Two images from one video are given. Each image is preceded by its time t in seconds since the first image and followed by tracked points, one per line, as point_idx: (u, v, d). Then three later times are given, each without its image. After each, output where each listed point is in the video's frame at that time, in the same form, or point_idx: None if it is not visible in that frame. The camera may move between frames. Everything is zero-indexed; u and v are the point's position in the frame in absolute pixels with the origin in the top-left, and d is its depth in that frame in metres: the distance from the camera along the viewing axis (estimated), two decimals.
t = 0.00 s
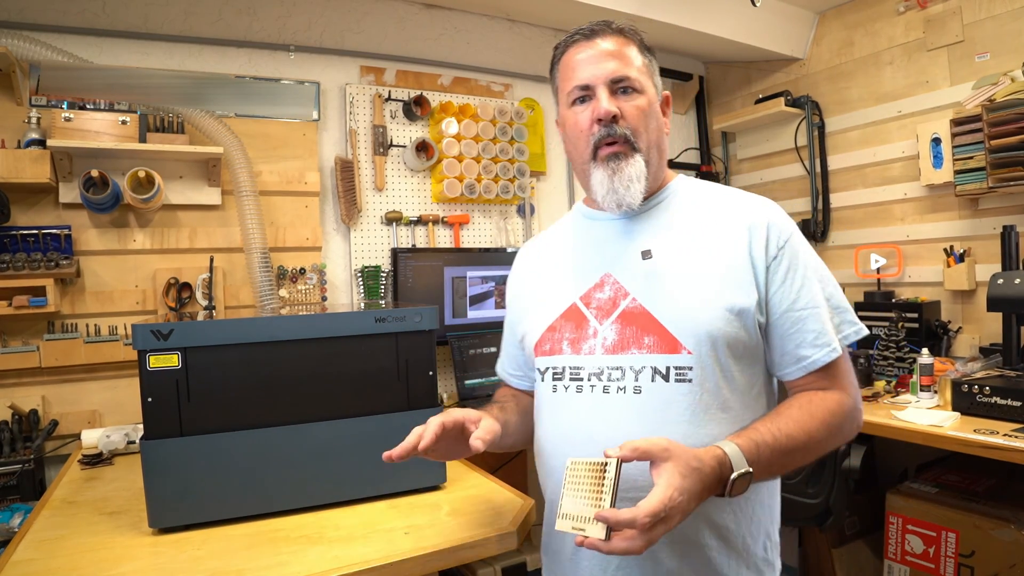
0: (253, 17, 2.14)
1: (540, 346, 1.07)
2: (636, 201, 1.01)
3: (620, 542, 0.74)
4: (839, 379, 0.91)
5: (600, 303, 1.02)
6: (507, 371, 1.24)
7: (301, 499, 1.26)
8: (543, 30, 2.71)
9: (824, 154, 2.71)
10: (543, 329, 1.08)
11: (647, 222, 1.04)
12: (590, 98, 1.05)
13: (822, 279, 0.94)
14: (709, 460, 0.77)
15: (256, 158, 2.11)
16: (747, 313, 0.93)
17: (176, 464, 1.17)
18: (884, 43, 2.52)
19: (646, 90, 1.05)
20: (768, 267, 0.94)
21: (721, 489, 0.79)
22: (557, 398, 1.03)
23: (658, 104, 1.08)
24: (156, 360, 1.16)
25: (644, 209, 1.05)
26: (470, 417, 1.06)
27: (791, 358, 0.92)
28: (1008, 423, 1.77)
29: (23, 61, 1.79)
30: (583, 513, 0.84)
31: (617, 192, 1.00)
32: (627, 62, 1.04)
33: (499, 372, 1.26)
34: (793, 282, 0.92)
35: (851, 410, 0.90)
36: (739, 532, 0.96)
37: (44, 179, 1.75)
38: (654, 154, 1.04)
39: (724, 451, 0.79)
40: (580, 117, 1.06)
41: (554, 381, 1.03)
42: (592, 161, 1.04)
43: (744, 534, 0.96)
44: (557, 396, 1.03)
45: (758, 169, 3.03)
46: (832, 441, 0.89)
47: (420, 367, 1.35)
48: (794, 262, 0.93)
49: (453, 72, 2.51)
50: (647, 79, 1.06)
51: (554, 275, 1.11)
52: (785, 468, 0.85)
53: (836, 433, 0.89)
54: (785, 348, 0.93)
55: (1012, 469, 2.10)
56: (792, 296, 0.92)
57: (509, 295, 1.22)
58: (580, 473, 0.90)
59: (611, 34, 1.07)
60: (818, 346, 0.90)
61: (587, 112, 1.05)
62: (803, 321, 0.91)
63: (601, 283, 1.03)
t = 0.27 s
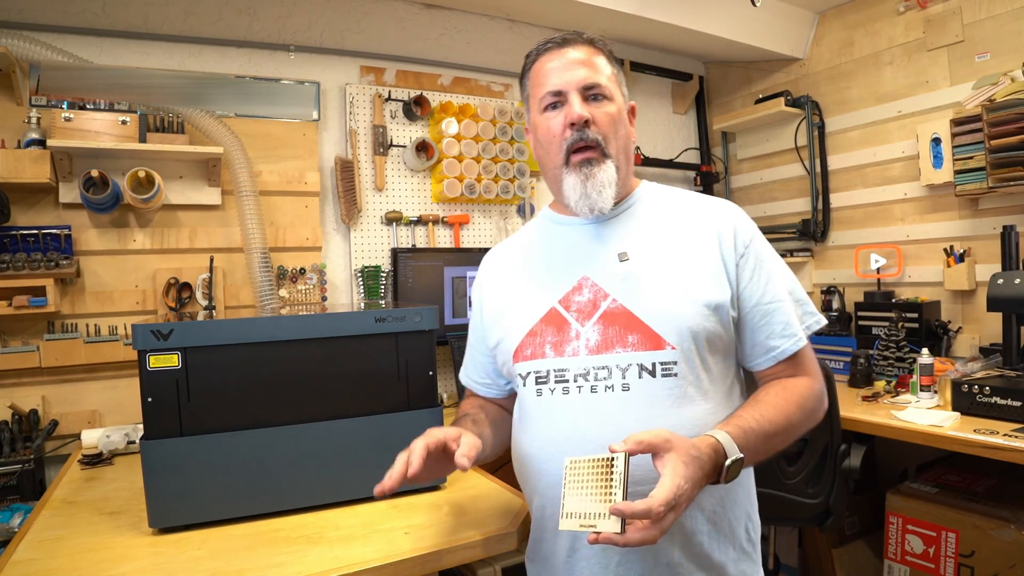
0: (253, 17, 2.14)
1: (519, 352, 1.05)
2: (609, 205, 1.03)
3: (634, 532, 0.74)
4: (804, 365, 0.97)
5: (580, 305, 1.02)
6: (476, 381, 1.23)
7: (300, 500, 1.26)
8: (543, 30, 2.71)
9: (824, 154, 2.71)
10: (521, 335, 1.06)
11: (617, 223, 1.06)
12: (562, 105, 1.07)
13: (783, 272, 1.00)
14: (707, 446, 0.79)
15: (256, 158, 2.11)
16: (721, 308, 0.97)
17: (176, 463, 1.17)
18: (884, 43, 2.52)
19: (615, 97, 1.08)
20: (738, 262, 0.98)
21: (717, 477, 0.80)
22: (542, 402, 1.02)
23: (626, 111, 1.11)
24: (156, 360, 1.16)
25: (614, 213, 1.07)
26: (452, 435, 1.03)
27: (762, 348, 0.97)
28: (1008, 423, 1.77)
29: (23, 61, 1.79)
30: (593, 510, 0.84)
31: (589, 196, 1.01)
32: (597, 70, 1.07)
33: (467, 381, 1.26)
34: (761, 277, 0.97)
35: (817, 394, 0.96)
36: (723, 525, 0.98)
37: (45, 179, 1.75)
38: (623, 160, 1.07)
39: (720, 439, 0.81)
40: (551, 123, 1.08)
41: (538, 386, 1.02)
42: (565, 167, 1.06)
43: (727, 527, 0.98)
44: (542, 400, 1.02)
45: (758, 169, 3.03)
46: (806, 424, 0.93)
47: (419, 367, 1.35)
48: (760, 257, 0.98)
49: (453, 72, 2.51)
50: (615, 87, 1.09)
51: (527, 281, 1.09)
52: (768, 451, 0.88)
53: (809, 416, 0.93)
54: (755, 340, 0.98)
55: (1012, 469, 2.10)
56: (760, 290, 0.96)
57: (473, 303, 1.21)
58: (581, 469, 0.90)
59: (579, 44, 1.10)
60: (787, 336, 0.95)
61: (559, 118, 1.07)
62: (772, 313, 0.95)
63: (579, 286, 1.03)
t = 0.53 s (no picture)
0: (253, 17, 2.14)
1: (503, 355, 1.06)
2: (584, 211, 1.03)
3: (606, 532, 0.76)
4: (786, 357, 0.95)
5: (560, 308, 1.02)
6: (465, 387, 1.23)
7: (299, 500, 1.26)
8: (543, 30, 2.71)
9: (824, 154, 2.71)
10: (505, 340, 1.06)
11: (595, 225, 1.06)
12: (535, 115, 1.08)
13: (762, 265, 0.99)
14: (680, 446, 0.78)
15: (256, 158, 2.11)
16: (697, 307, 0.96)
17: (176, 463, 1.17)
18: (884, 43, 2.52)
19: (588, 106, 1.08)
20: (714, 259, 0.98)
21: (694, 474, 0.79)
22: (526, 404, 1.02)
23: (600, 119, 1.11)
24: (156, 360, 1.16)
25: (592, 215, 1.07)
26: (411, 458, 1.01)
27: (742, 343, 0.96)
28: (1008, 423, 1.77)
29: (23, 61, 1.79)
30: (568, 512, 0.83)
31: (563, 204, 1.02)
32: (569, 79, 1.07)
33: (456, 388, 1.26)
34: (738, 272, 0.96)
35: (800, 387, 0.94)
36: (709, 520, 0.97)
37: (45, 179, 1.75)
38: (598, 166, 1.07)
39: (695, 438, 0.80)
40: (525, 133, 1.08)
41: (522, 388, 1.02)
42: (541, 176, 1.06)
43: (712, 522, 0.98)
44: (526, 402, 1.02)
45: (758, 169, 3.03)
46: (787, 417, 0.91)
47: (419, 367, 1.35)
48: (735, 252, 0.97)
49: (452, 72, 2.51)
50: (589, 95, 1.09)
51: (510, 285, 1.10)
52: (748, 447, 0.86)
53: (791, 409, 0.91)
54: (735, 335, 0.97)
55: (1012, 469, 2.10)
56: (736, 286, 0.95)
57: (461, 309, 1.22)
58: (559, 472, 0.90)
59: (551, 54, 1.10)
60: (766, 329, 0.93)
61: (533, 128, 1.07)
62: (750, 308, 0.94)
63: (559, 289, 1.03)
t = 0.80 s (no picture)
0: (252, 17, 2.14)
1: (490, 353, 1.10)
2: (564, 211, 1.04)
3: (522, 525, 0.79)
4: (767, 365, 0.88)
5: (537, 310, 1.04)
6: (476, 379, 1.27)
7: (299, 499, 1.26)
8: (543, 30, 2.72)
9: (823, 153, 2.71)
10: (493, 338, 1.10)
11: (576, 227, 1.08)
12: (518, 120, 1.09)
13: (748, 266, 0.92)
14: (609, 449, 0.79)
15: (256, 158, 2.11)
16: (669, 310, 0.94)
17: (176, 463, 1.17)
18: (883, 43, 2.52)
19: (571, 107, 1.07)
20: (689, 263, 0.94)
21: (627, 479, 0.80)
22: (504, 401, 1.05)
23: (586, 119, 1.10)
24: (156, 360, 1.16)
25: (575, 217, 1.09)
26: (346, 381, 1.14)
27: (717, 349, 0.91)
28: (1008, 423, 1.77)
29: (23, 60, 1.79)
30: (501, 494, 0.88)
31: (543, 204, 1.04)
32: (550, 83, 1.07)
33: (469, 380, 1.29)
34: (713, 276, 0.92)
35: (783, 399, 0.87)
36: (688, 530, 0.95)
37: (44, 178, 1.75)
38: (581, 166, 1.07)
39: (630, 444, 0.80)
40: (509, 138, 1.09)
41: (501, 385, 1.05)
42: (522, 179, 1.08)
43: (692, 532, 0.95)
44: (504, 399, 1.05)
45: (757, 169, 3.03)
46: (761, 429, 0.86)
47: (419, 367, 1.35)
48: (712, 255, 0.92)
49: (452, 72, 2.51)
50: (573, 97, 1.09)
51: (501, 285, 1.14)
52: (705, 460, 0.84)
53: (766, 421, 0.86)
54: (711, 340, 0.92)
55: (1012, 469, 2.10)
56: (711, 290, 0.91)
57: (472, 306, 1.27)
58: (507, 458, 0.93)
59: (536, 58, 1.10)
60: (741, 336, 0.88)
61: (514, 133, 1.08)
62: (724, 313, 0.89)
63: (538, 291, 1.06)
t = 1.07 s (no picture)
0: (252, 17, 2.14)
1: (487, 350, 1.14)
2: (553, 214, 1.06)
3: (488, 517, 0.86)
4: (745, 373, 0.86)
5: (527, 309, 1.06)
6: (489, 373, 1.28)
7: (298, 499, 1.26)
8: (543, 30, 2.72)
9: (823, 153, 2.71)
10: (490, 335, 1.13)
11: (565, 231, 1.09)
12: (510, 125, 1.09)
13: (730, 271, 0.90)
14: (573, 452, 0.81)
15: (256, 158, 2.11)
16: (647, 312, 0.93)
17: (176, 463, 1.17)
18: (883, 43, 2.52)
19: (560, 110, 1.06)
20: (669, 266, 0.93)
21: (591, 480, 0.82)
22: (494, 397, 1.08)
23: (578, 120, 1.08)
24: (156, 359, 1.17)
25: (565, 221, 1.10)
26: (365, 363, 1.23)
27: (696, 353, 0.90)
28: (1008, 423, 1.77)
29: (23, 60, 1.79)
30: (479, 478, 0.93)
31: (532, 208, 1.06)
32: (539, 87, 1.06)
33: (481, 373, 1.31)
34: (691, 280, 0.90)
35: (761, 406, 0.86)
36: (667, 535, 0.94)
37: (44, 179, 1.75)
38: (571, 170, 1.06)
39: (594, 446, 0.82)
40: (501, 143, 1.10)
41: (491, 382, 1.08)
42: (514, 183, 1.09)
43: (672, 538, 0.95)
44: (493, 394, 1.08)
45: (757, 169, 3.02)
46: (736, 438, 0.85)
47: (419, 367, 1.35)
48: (692, 260, 0.91)
49: (452, 72, 2.51)
50: (563, 99, 1.07)
51: (501, 284, 1.18)
52: (673, 466, 0.83)
53: (741, 430, 0.84)
54: (691, 344, 0.91)
55: (1012, 469, 2.10)
56: (689, 295, 0.90)
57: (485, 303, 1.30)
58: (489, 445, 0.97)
59: (528, 60, 1.09)
60: (718, 341, 0.86)
61: (505, 138, 1.09)
62: (702, 318, 0.88)
63: (529, 291, 1.08)
